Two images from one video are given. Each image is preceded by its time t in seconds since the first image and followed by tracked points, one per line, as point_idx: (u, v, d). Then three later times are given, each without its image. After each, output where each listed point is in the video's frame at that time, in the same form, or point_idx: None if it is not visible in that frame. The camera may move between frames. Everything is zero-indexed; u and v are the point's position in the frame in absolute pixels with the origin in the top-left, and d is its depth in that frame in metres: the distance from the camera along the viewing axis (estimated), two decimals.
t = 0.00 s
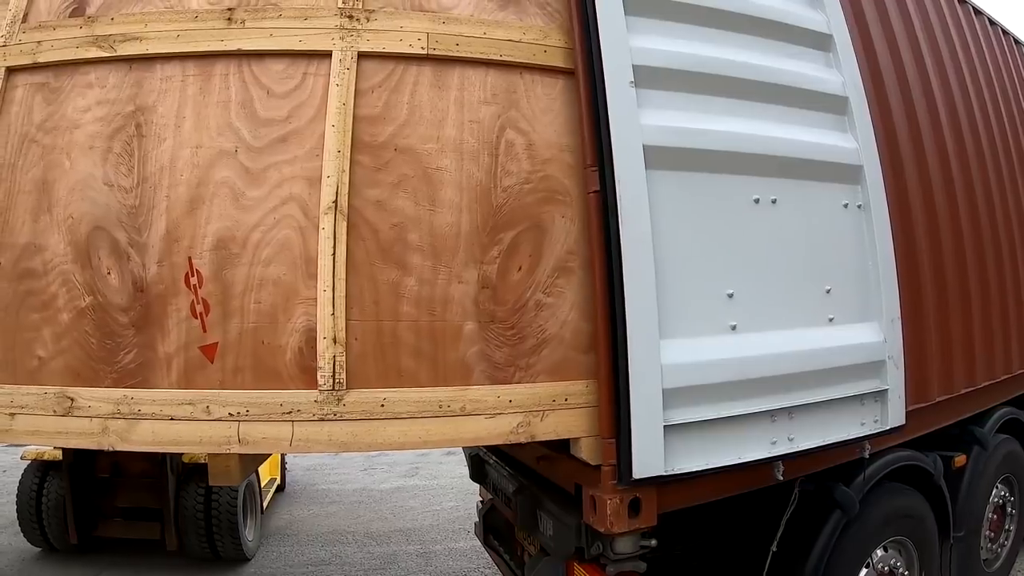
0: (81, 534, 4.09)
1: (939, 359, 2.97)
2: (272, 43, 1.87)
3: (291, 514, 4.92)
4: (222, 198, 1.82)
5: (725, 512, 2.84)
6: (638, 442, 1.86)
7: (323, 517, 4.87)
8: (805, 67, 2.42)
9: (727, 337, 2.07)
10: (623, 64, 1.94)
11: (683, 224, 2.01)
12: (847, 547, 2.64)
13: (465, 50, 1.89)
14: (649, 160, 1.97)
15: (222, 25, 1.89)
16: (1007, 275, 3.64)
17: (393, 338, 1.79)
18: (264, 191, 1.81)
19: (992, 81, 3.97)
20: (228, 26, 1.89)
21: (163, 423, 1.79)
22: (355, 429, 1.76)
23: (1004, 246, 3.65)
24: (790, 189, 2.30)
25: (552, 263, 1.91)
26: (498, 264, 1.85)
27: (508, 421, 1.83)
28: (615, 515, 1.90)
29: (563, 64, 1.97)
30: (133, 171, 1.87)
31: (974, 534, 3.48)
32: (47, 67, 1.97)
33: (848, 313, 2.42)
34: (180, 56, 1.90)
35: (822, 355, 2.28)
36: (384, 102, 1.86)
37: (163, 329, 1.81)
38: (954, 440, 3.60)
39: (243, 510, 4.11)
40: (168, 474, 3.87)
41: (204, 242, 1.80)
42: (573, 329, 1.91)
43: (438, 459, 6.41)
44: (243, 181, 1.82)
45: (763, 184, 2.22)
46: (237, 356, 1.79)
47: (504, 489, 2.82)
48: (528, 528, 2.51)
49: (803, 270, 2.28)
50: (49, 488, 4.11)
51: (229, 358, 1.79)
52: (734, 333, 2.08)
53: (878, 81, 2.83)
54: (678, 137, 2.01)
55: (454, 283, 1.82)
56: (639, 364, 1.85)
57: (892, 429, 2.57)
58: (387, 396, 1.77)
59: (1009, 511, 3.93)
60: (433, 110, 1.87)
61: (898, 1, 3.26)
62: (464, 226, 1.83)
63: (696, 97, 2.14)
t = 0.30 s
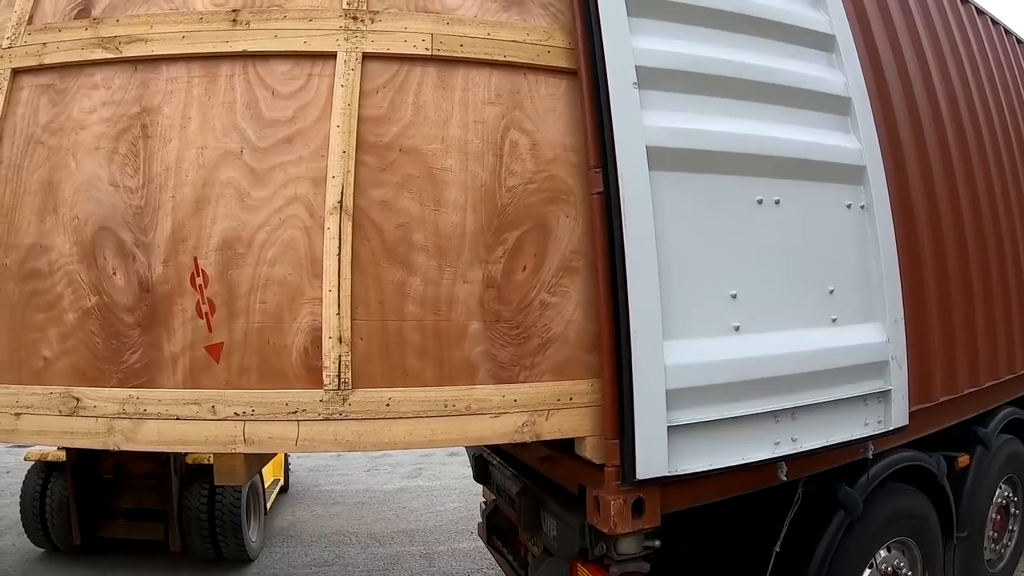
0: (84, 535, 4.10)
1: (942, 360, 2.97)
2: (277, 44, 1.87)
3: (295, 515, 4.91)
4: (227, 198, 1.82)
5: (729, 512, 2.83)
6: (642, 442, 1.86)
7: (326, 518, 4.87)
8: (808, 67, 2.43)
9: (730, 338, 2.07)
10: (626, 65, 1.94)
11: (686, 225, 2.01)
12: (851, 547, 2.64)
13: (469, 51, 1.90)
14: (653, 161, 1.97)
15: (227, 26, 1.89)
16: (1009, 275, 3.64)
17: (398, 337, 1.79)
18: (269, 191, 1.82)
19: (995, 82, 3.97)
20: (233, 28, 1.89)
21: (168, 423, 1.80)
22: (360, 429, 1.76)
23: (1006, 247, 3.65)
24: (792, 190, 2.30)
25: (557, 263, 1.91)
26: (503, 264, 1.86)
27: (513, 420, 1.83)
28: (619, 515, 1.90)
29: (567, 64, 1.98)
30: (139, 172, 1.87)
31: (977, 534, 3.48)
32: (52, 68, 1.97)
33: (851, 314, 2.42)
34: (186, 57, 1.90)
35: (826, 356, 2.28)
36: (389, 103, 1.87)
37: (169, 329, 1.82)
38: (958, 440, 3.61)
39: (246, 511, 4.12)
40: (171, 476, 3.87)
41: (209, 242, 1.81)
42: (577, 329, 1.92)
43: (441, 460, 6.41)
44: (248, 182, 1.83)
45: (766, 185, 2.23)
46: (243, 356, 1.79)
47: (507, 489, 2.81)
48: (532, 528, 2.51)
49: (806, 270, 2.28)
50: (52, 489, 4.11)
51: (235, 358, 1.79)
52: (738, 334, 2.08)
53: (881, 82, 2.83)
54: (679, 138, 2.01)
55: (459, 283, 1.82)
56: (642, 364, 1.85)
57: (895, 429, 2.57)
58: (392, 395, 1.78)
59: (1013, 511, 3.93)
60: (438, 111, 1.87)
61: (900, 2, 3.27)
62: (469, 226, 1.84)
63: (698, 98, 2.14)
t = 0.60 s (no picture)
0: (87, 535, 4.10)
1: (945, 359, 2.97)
2: (278, 44, 1.87)
3: (296, 516, 4.91)
4: (229, 199, 1.82)
5: (732, 512, 2.82)
6: (643, 442, 1.86)
7: (329, 518, 4.87)
8: (809, 65, 2.43)
9: (733, 338, 2.07)
10: (628, 64, 1.94)
11: (688, 224, 2.01)
12: (853, 547, 2.64)
13: (470, 51, 1.90)
14: (655, 160, 1.97)
15: (228, 27, 1.90)
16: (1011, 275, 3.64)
17: (400, 337, 1.79)
18: (271, 192, 1.82)
19: (996, 81, 3.96)
20: (234, 28, 1.89)
21: (170, 423, 1.80)
22: (362, 429, 1.76)
23: (1008, 246, 3.64)
24: (795, 189, 2.30)
25: (559, 262, 1.91)
26: (505, 264, 1.86)
27: (515, 420, 1.83)
28: (621, 515, 1.90)
29: (568, 64, 1.98)
30: (140, 173, 1.88)
31: (980, 533, 3.48)
32: (54, 69, 1.98)
33: (854, 313, 2.42)
34: (187, 58, 1.90)
35: (828, 355, 2.28)
36: (390, 103, 1.87)
37: (171, 329, 1.82)
38: (961, 440, 3.61)
39: (248, 512, 4.12)
40: (174, 476, 3.88)
41: (211, 243, 1.81)
42: (579, 329, 1.92)
43: (443, 460, 6.41)
44: (249, 182, 1.83)
45: (768, 184, 2.23)
46: (245, 356, 1.79)
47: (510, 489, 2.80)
48: (535, 528, 2.50)
49: (808, 270, 2.28)
50: (54, 490, 4.12)
51: (237, 359, 1.79)
52: (740, 333, 2.08)
53: (884, 80, 2.83)
54: (681, 137, 2.01)
55: (461, 283, 1.82)
56: (644, 364, 1.85)
57: (898, 429, 2.56)
58: (394, 395, 1.78)
59: (1016, 511, 3.92)
60: (439, 111, 1.87)
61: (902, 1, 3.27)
62: (470, 226, 1.84)
63: (700, 97, 2.14)
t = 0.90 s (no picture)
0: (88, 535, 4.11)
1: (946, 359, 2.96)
2: (278, 48, 1.87)
3: (297, 516, 4.92)
4: (229, 203, 1.82)
5: (732, 511, 2.82)
6: (644, 443, 1.85)
7: (330, 518, 4.88)
8: (810, 65, 2.42)
9: (733, 337, 2.06)
10: (629, 64, 1.93)
11: (689, 224, 2.00)
12: (854, 548, 2.64)
13: (471, 54, 1.89)
14: (655, 159, 1.96)
15: (227, 30, 1.89)
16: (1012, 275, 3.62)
17: (401, 342, 1.79)
18: (271, 196, 1.82)
19: (998, 79, 3.95)
20: (234, 32, 1.89)
21: (171, 428, 1.80)
22: (363, 434, 1.76)
23: (1010, 245, 3.63)
24: (796, 188, 2.29)
25: (559, 267, 1.91)
26: (506, 268, 1.85)
27: (516, 425, 1.83)
28: (622, 514, 1.89)
29: (569, 67, 1.97)
30: (140, 177, 1.87)
31: (982, 533, 3.47)
32: (53, 73, 1.97)
33: (855, 314, 2.41)
34: (187, 61, 1.90)
35: (829, 355, 2.27)
36: (390, 107, 1.86)
37: (171, 334, 1.81)
38: (962, 439, 3.61)
39: (250, 512, 4.13)
40: (175, 476, 3.89)
41: (211, 248, 1.81)
42: (580, 333, 1.91)
43: (444, 459, 6.41)
44: (249, 186, 1.82)
45: (770, 184, 2.22)
46: (245, 361, 1.79)
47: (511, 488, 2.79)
48: (535, 526, 2.50)
49: (809, 269, 2.27)
50: (55, 490, 4.12)
51: (237, 364, 1.79)
52: (741, 333, 2.07)
53: (885, 78, 2.82)
54: (682, 136, 2.00)
55: (462, 288, 1.82)
56: (644, 365, 1.84)
57: (899, 429, 2.56)
58: (394, 400, 1.78)
59: (1017, 510, 3.92)
60: (439, 114, 1.87)
61: None
62: (471, 230, 1.83)
63: (701, 97, 2.13)
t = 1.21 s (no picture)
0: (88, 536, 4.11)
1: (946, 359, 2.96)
2: (279, 52, 1.87)
3: (297, 516, 4.92)
4: (230, 209, 1.82)
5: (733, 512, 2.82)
6: (644, 444, 1.85)
7: (331, 518, 4.88)
8: (811, 66, 2.41)
9: (734, 338, 2.06)
10: (630, 66, 1.93)
11: (690, 224, 2.00)
12: (855, 548, 2.64)
13: (472, 58, 1.89)
14: (656, 160, 1.96)
15: (228, 35, 1.89)
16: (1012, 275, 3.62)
17: (403, 348, 1.79)
18: (273, 202, 1.81)
19: (997, 79, 3.95)
20: (235, 36, 1.89)
21: (172, 433, 1.80)
22: (365, 439, 1.76)
23: (1010, 244, 3.62)
24: (796, 189, 2.29)
25: (560, 271, 1.91)
26: (507, 273, 1.85)
27: (517, 429, 1.83)
28: (623, 515, 1.90)
29: (570, 71, 1.97)
30: (141, 182, 1.87)
31: (982, 534, 3.47)
32: (53, 77, 1.97)
33: (856, 315, 2.41)
34: (187, 66, 1.90)
35: (830, 355, 2.27)
36: (391, 111, 1.86)
37: (173, 340, 1.82)
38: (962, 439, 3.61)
39: (250, 513, 4.13)
40: (176, 477, 3.89)
41: (212, 253, 1.81)
42: (582, 338, 1.91)
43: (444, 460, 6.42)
44: (251, 192, 1.82)
45: (770, 184, 2.22)
46: (247, 367, 1.79)
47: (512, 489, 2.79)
48: (536, 527, 2.49)
49: (809, 269, 2.27)
50: (55, 491, 4.12)
51: (239, 369, 1.79)
52: (741, 333, 2.07)
53: (886, 78, 2.82)
54: (683, 137, 2.00)
55: (463, 292, 1.82)
56: (645, 366, 1.84)
57: (899, 429, 2.56)
58: (396, 405, 1.78)
59: (1018, 511, 3.92)
60: (441, 119, 1.87)
61: None
62: (473, 235, 1.83)
63: (702, 98, 2.13)
